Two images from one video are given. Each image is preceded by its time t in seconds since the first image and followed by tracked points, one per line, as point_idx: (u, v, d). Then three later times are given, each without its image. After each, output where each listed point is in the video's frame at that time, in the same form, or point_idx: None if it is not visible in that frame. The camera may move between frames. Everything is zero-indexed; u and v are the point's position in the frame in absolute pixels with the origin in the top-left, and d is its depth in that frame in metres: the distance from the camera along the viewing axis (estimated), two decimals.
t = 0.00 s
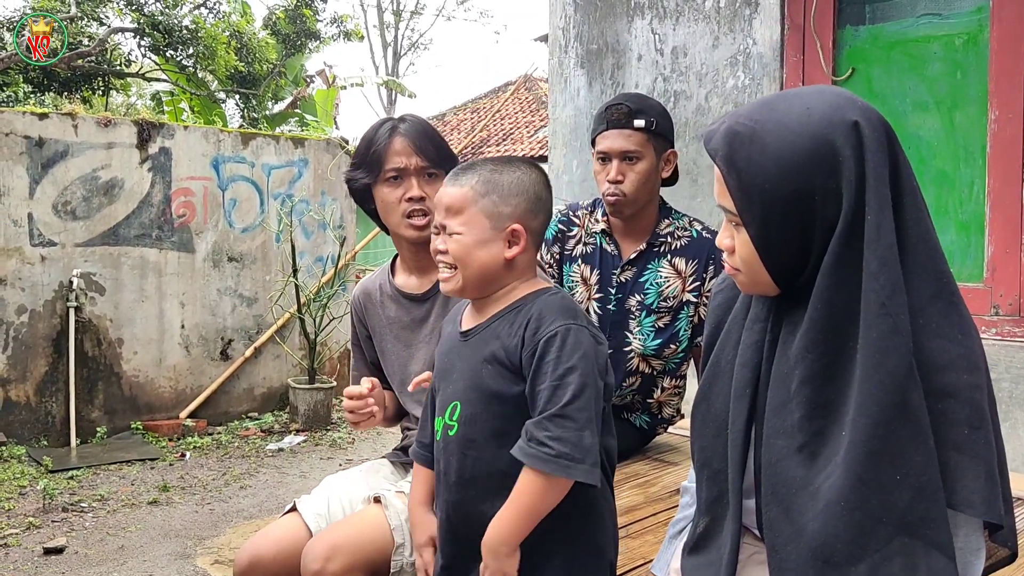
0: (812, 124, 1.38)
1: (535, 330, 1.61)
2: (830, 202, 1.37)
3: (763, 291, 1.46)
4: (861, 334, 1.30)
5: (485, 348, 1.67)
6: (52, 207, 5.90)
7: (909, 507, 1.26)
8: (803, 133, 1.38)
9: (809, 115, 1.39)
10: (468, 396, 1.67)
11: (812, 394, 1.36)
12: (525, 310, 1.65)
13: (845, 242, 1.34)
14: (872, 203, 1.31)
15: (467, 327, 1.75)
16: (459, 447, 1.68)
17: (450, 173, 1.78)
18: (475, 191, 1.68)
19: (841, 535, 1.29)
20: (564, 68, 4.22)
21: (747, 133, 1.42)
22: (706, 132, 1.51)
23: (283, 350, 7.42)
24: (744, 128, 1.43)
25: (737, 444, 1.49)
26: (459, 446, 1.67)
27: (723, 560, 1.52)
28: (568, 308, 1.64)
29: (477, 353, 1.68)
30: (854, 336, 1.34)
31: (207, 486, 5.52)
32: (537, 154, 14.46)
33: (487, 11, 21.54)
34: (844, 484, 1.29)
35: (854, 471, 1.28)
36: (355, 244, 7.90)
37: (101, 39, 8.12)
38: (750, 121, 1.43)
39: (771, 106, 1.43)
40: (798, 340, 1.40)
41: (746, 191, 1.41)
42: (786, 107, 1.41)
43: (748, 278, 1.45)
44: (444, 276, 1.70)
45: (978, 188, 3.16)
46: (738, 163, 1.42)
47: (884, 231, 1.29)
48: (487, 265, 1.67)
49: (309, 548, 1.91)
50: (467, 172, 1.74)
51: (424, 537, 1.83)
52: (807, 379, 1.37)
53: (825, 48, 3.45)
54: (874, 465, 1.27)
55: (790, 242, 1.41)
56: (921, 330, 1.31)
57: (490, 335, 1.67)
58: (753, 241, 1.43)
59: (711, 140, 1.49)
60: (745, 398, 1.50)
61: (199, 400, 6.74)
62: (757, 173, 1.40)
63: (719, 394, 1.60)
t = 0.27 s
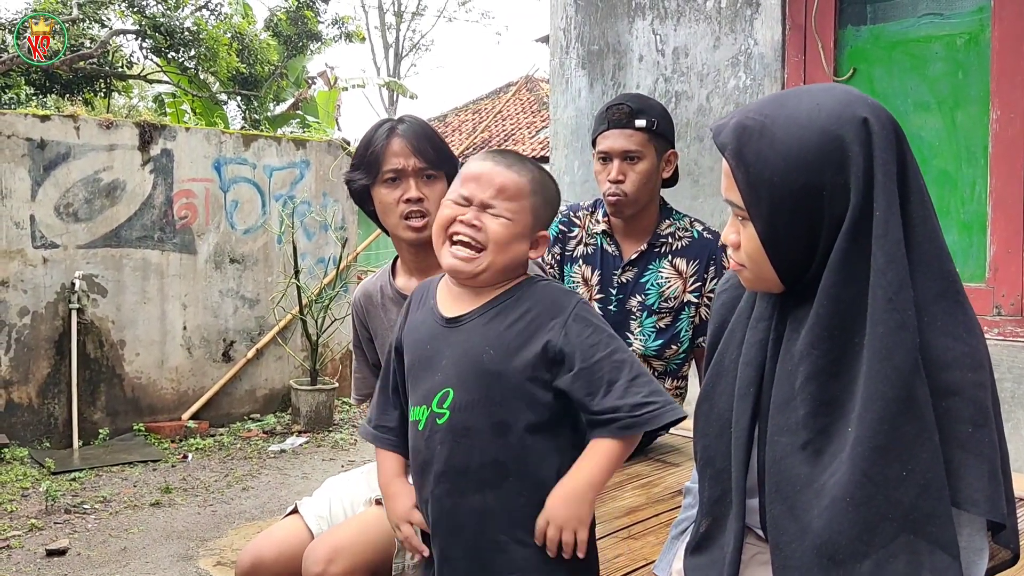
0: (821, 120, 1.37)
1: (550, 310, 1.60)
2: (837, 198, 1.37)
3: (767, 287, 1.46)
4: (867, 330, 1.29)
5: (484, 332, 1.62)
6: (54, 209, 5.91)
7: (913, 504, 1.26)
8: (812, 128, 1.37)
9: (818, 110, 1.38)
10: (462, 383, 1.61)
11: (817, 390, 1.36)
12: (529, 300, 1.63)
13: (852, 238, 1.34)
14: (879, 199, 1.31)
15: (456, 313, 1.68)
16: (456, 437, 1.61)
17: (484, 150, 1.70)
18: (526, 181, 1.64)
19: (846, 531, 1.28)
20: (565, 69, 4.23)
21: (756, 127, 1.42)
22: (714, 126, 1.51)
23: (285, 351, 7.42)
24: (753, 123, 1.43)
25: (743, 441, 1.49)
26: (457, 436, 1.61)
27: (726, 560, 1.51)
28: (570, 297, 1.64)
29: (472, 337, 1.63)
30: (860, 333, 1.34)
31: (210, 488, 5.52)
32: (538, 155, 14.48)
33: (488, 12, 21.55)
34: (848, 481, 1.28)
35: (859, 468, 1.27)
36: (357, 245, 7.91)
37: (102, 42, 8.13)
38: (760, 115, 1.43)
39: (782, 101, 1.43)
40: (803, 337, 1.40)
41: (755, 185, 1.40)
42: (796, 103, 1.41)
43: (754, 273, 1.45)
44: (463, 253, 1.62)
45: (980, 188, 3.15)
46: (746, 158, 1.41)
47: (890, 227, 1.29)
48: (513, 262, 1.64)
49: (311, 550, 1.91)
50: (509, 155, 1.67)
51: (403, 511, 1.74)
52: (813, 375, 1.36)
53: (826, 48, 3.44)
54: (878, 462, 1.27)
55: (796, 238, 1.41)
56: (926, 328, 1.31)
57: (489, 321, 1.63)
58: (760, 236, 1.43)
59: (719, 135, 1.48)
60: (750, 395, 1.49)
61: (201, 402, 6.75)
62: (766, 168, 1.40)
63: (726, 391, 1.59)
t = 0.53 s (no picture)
0: (826, 114, 1.37)
1: (583, 323, 1.57)
2: (839, 192, 1.36)
3: (769, 282, 1.46)
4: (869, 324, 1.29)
5: (518, 349, 1.57)
6: (55, 211, 5.91)
7: (913, 500, 1.26)
8: (816, 122, 1.37)
9: (823, 105, 1.38)
10: (497, 403, 1.56)
11: (818, 385, 1.36)
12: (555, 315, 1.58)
13: (853, 232, 1.33)
14: (881, 194, 1.30)
15: (485, 331, 1.60)
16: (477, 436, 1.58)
17: (526, 168, 1.63)
18: (571, 204, 1.59)
19: (847, 527, 1.28)
20: (565, 70, 4.23)
21: (761, 120, 1.42)
22: (721, 120, 1.51)
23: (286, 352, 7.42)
24: (758, 116, 1.43)
25: (744, 437, 1.48)
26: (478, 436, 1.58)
27: (727, 558, 1.51)
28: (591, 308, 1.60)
29: (505, 355, 1.57)
30: (861, 328, 1.33)
31: (211, 489, 5.52)
32: (538, 156, 14.50)
33: (489, 13, 21.58)
34: (849, 476, 1.28)
35: (859, 463, 1.27)
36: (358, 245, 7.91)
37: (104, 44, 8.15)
38: (765, 109, 1.44)
39: (788, 95, 1.43)
40: (804, 331, 1.39)
41: (757, 178, 1.41)
42: (801, 98, 1.41)
43: (755, 268, 1.46)
44: (507, 276, 1.55)
45: (981, 187, 3.15)
46: (750, 150, 1.42)
47: (892, 222, 1.29)
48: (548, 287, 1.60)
49: (312, 550, 1.91)
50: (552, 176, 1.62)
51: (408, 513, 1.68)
52: (814, 370, 1.36)
53: (827, 48, 3.44)
54: (878, 457, 1.26)
55: (797, 232, 1.41)
56: (928, 324, 1.30)
57: (520, 338, 1.57)
58: (761, 230, 1.43)
59: (725, 128, 1.49)
60: (752, 391, 1.48)
61: (203, 403, 6.75)
62: (769, 161, 1.40)
63: (728, 389, 1.59)
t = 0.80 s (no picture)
0: (826, 113, 1.37)
1: (592, 331, 1.67)
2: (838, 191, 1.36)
3: (771, 282, 1.46)
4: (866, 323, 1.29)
5: (525, 352, 1.69)
6: (57, 212, 5.92)
7: (908, 499, 1.26)
8: (816, 120, 1.37)
9: (824, 104, 1.38)
10: (502, 401, 1.68)
11: (816, 384, 1.35)
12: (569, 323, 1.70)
13: (851, 231, 1.33)
14: (880, 193, 1.30)
15: (497, 335, 1.75)
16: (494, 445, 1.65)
17: (490, 182, 1.78)
18: (540, 203, 1.71)
19: (841, 525, 1.28)
20: (566, 71, 4.22)
21: (762, 119, 1.42)
22: (723, 119, 1.52)
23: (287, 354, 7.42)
24: (759, 115, 1.43)
25: (744, 435, 1.48)
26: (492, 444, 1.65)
27: (727, 556, 1.51)
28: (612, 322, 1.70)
29: (515, 358, 1.70)
30: (859, 326, 1.33)
31: (212, 490, 5.52)
32: (539, 157, 14.50)
33: (490, 14, 21.58)
34: (844, 474, 1.28)
35: (854, 461, 1.27)
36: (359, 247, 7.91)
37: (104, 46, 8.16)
38: (766, 108, 1.43)
39: (790, 95, 1.43)
40: (803, 331, 1.39)
41: (758, 177, 1.41)
42: (803, 97, 1.41)
43: (757, 267, 1.46)
44: (494, 286, 1.71)
45: (982, 188, 3.15)
46: (751, 149, 1.42)
47: (890, 222, 1.29)
48: (545, 280, 1.72)
49: (313, 556, 1.91)
50: (518, 180, 1.75)
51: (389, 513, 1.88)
52: (812, 369, 1.36)
53: (828, 48, 3.43)
54: (873, 456, 1.26)
55: (798, 231, 1.40)
56: (926, 325, 1.30)
57: (529, 343, 1.70)
58: (761, 229, 1.44)
59: (727, 127, 1.49)
60: (752, 388, 1.48)
61: (204, 404, 6.75)
62: (769, 159, 1.40)
63: (729, 387, 1.58)
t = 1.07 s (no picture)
0: (811, 116, 1.37)
1: (604, 328, 1.67)
2: (817, 195, 1.36)
3: (760, 283, 1.46)
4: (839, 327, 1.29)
5: (540, 352, 1.68)
6: (59, 214, 5.93)
7: (874, 503, 1.25)
8: (801, 124, 1.37)
9: (811, 108, 1.38)
10: (518, 403, 1.67)
11: (793, 385, 1.35)
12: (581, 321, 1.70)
13: (827, 235, 1.33)
14: (858, 200, 1.30)
15: (509, 336, 1.74)
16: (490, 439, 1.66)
17: (496, 184, 1.78)
18: (546, 203, 1.72)
19: (813, 526, 1.28)
20: (567, 72, 4.20)
21: (749, 120, 1.42)
22: (714, 119, 1.52)
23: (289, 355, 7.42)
24: (746, 116, 1.43)
25: (733, 433, 1.50)
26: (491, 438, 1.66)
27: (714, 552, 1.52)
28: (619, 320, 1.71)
29: (530, 358, 1.69)
30: (834, 329, 1.33)
31: (214, 491, 5.53)
32: (542, 158, 14.50)
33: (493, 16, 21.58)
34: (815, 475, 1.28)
35: (823, 463, 1.27)
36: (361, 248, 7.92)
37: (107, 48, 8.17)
38: (753, 110, 1.44)
39: (779, 97, 1.43)
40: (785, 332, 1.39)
41: (741, 177, 1.41)
42: (791, 100, 1.41)
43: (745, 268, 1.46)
44: (508, 287, 1.70)
45: (983, 190, 3.16)
46: (737, 150, 1.42)
47: (866, 227, 1.29)
48: (557, 278, 1.72)
49: (315, 555, 1.91)
50: (523, 182, 1.76)
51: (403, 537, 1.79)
52: (790, 369, 1.36)
53: (829, 49, 3.44)
54: (840, 457, 1.26)
55: (779, 233, 1.40)
56: (897, 330, 1.30)
57: (544, 342, 1.69)
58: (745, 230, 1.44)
59: (715, 128, 1.49)
60: (741, 387, 1.49)
61: (205, 406, 6.76)
62: (753, 160, 1.40)
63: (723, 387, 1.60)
